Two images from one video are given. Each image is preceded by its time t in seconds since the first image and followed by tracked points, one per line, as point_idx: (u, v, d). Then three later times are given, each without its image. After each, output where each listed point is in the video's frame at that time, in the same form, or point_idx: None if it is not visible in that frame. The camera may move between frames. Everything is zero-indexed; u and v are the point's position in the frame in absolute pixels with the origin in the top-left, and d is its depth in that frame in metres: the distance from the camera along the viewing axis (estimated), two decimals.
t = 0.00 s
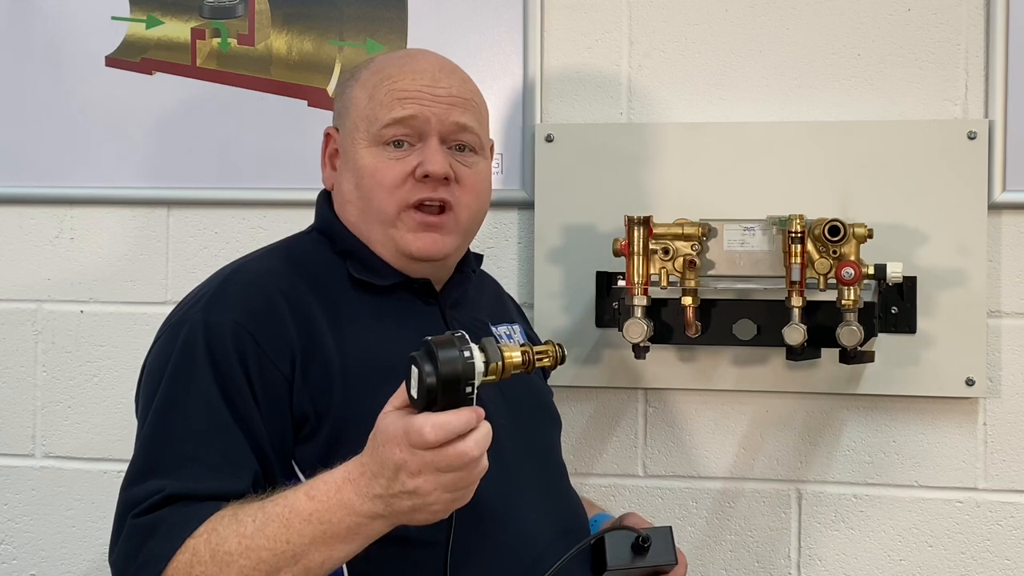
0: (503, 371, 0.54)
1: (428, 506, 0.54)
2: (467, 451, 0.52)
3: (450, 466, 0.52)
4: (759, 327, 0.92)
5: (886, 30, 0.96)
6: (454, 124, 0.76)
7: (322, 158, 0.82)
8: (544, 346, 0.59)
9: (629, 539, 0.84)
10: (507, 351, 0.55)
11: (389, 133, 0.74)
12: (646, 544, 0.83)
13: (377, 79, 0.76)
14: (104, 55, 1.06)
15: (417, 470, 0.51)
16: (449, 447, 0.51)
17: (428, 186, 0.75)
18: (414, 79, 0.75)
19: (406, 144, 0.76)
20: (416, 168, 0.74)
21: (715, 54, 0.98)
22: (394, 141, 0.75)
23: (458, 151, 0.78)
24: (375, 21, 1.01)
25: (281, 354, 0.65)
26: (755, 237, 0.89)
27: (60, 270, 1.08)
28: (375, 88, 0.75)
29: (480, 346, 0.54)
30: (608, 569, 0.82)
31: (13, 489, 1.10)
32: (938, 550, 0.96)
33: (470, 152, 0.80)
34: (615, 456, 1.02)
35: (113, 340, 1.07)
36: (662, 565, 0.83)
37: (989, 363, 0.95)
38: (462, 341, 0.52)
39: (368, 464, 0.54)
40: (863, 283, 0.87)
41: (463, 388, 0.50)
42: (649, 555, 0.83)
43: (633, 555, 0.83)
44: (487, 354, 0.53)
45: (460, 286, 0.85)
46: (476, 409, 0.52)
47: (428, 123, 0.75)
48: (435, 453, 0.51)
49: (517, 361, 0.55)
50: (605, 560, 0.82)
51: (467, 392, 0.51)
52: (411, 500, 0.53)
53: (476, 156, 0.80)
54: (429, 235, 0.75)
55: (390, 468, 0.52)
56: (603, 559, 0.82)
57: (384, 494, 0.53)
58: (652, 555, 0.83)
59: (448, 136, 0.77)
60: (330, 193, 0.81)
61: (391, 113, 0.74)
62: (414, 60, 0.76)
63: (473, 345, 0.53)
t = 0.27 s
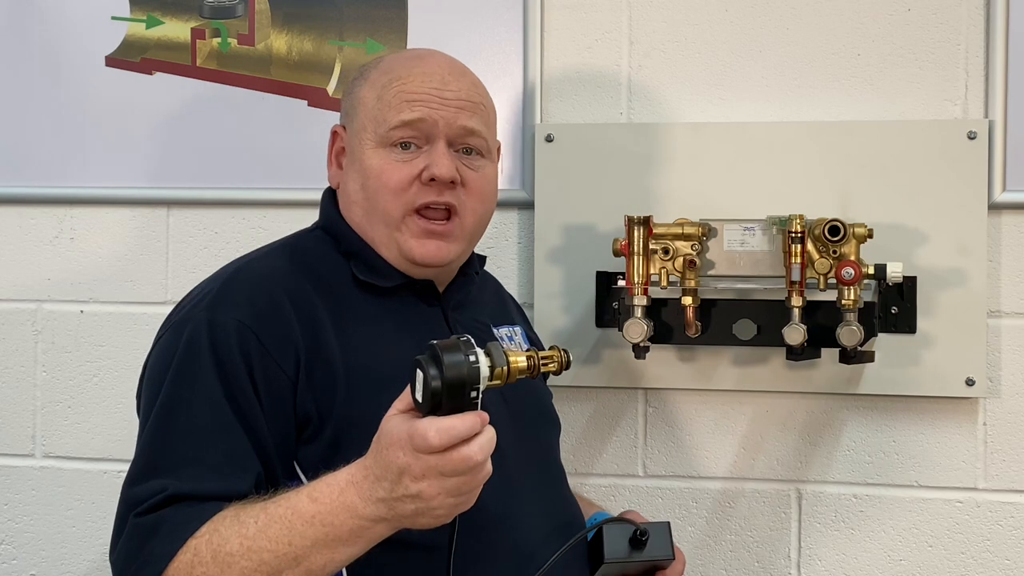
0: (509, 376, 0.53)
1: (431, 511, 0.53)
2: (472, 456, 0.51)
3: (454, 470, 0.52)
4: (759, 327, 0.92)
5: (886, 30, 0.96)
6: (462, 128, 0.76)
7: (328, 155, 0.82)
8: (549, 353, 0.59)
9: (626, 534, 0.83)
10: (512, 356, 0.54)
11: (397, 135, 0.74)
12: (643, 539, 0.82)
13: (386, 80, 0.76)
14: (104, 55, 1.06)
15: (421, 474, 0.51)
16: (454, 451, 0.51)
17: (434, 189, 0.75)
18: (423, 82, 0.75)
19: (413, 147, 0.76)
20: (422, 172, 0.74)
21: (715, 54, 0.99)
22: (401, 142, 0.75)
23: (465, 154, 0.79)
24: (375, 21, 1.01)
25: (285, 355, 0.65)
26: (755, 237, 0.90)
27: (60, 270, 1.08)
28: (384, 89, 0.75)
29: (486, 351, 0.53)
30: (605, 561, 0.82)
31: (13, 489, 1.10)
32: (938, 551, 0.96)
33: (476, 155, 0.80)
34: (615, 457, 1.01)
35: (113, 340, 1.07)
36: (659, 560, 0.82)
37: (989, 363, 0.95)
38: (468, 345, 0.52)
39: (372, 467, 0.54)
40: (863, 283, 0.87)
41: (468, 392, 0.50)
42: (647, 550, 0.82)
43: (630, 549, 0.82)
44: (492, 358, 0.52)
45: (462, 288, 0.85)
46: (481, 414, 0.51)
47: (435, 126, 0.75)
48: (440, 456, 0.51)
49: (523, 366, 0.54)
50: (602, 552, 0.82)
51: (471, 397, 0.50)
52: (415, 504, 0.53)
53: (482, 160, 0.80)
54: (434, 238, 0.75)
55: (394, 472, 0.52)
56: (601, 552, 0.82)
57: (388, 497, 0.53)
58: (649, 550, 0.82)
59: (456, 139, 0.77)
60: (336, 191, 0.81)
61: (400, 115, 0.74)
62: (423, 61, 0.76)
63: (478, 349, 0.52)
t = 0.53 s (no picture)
0: (515, 379, 0.54)
1: (436, 513, 0.54)
2: (479, 458, 0.51)
3: (460, 472, 0.52)
4: (759, 327, 0.92)
5: (886, 30, 0.96)
6: (464, 130, 0.76)
7: (330, 155, 0.82)
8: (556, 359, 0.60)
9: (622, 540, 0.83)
10: (519, 359, 0.55)
11: (399, 136, 0.74)
12: (639, 546, 0.82)
13: (388, 81, 0.76)
14: (104, 55, 1.06)
15: (426, 475, 0.51)
16: (461, 453, 0.51)
17: (435, 191, 0.75)
18: (426, 83, 0.75)
19: (415, 148, 0.75)
20: (424, 173, 0.74)
21: (715, 54, 0.99)
22: (404, 144, 0.75)
23: (467, 156, 0.78)
24: (375, 21, 1.01)
25: (287, 356, 0.65)
26: (755, 237, 0.90)
27: (60, 270, 1.08)
28: (387, 89, 0.75)
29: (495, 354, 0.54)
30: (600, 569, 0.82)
31: (13, 489, 1.10)
32: (938, 550, 0.96)
33: (478, 157, 0.80)
34: (615, 456, 1.01)
35: (113, 340, 1.07)
36: (656, 567, 0.83)
37: (989, 363, 0.95)
38: (478, 347, 0.52)
39: (377, 467, 0.54)
40: (863, 283, 0.87)
41: (477, 394, 0.50)
42: (642, 557, 0.83)
43: (626, 556, 0.83)
44: (500, 361, 0.53)
45: (463, 289, 0.85)
46: (488, 416, 0.51)
47: (438, 128, 0.75)
48: (446, 459, 0.51)
49: (530, 370, 0.55)
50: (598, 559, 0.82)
51: (480, 399, 0.50)
52: (420, 505, 0.53)
53: (484, 161, 0.80)
54: (435, 239, 0.75)
55: (399, 473, 0.52)
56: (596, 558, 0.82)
57: (392, 499, 0.53)
58: (645, 557, 0.83)
59: (458, 141, 0.77)
60: (337, 191, 0.81)
61: (402, 116, 0.74)
62: (427, 63, 0.76)
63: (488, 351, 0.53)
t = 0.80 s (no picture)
0: (508, 350, 0.54)
1: (435, 485, 0.54)
2: (476, 423, 0.52)
3: (458, 440, 0.52)
4: (759, 327, 0.92)
5: (886, 30, 0.96)
6: (458, 127, 0.76)
7: (324, 156, 0.82)
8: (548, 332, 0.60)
9: (623, 538, 0.84)
10: (512, 332, 0.55)
11: (393, 134, 0.74)
12: (640, 542, 0.82)
13: (382, 80, 0.76)
14: (104, 55, 1.06)
15: (425, 447, 0.52)
16: (458, 419, 0.52)
17: (431, 188, 0.75)
18: (419, 81, 0.75)
19: (409, 146, 0.76)
20: (419, 171, 0.74)
21: (715, 54, 0.98)
22: (398, 142, 0.75)
23: (462, 154, 0.79)
24: (375, 21, 1.01)
25: (283, 354, 0.65)
26: (755, 237, 0.90)
27: (60, 270, 1.08)
28: (380, 88, 0.75)
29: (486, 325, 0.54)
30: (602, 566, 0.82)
31: (13, 489, 1.10)
32: (938, 550, 0.96)
33: (473, 155, 0.80)
34: (615, 456, 1.02)
35: (113, 340, 1.07)
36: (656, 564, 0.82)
37: (989, 363, 0.95)
38: (470, 315, 0.52)
39: (372, 449, 0.54)
40: (863, 283, 0.87)
41: (472, 360, 0.50)
42: (643, 554, 0.83)
43: (627, 554, 0.83)
44: (493, 330, 0.54)
45: (460, 288, 0.85)
46: (483, 381, 0.52)
47: (432, 125, 0.75)
48: (444, 427, 0.52)
49: (522, 343, 0.55)
50: (599, 556, 0.82)
51: (475, 364, 0.51)
52: (418, 479, 0.53)
53: (479, 159, 0.80)
54: (431, 237, 0.75)
55: (396, 449, 0.52)
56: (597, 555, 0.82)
57: (390, 478, 0.53)
58: (646, 554, 0.83)
59: (452, 138, 0.77)
60: (332, 192, 0.81)
61: (396, 115, 0.74)
62: (420, 61, 0.76)
63: (480, 321, 0.53)
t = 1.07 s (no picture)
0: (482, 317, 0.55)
1: (425, 457, 0.54)
2: (456, 388, 0.52)
3: (441, 407, 0.52)
4: (759, 327, 0.92)
5: (886, 31, 0.96)
6: (451, 126, 0.76)
7: (318, 158, 0.82)
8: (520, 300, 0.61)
9: (623, 533, 0.83)
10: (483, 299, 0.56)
11: (386, 134, 0.74)
12: (641, 537, 0.82)
13: (374, 80, 0.76)
14: (104, 55, 1.06)
15: (409, 417, 0.52)
16: (439, 385, 0.52)
17: (425, 188, 0.74)
18: (411, 81, 0.75)
19: (403, 146, 0.75)
20: (413, 171, 0.74)
21: (715, 54, 0.98)
22: (391, 142, 0.75)
23: (455, 153, 0.78)
24: (375, 21, 1.01)
25: (276, 353, 0.66)
26: (755, 237, 0.90)
27: (60, 270, 1.08)
28: (372, 89, 0.75)
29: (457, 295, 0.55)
30: (603, 561, 0.81)
31: (13, 489, 1.10)
32: (938, 551, 0.96)
33: (467, 154, 0.80)
34: (615, 456, 1.02)
35: (113, 340, 1.07)
36: (657, 558, 0.82)
37: (989, 363, 0.95)
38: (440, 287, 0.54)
39: (358, 430, 0.54)
40: (863, 283, 0.87)
41: (445, 327, 0.52)
42: (645, 549, 0.82)
43: (627, 549, 0.82)
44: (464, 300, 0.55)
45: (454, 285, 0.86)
46: (460, 345, 0.53)
47: (425, 125, 0.75)
48: (425, 396, 0.52)
49: (494, 308, 0.56)
50: (599, 551, 0.82)
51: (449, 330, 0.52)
52: (407, 453, 0.53)
53: (473, 157, 0.80)
54: (426, 237, 0.75)
55: (381, 423, 0.52)
56: (598, 551, 0.82)
57: (378, 454, 0.53)
58: (646, 548, 0.82)
59: (445, 138, 0.77)
60: (327, 194, 0.81)
61: (389, 115, 0.74)
62: (411, 61, 0.76)
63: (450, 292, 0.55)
